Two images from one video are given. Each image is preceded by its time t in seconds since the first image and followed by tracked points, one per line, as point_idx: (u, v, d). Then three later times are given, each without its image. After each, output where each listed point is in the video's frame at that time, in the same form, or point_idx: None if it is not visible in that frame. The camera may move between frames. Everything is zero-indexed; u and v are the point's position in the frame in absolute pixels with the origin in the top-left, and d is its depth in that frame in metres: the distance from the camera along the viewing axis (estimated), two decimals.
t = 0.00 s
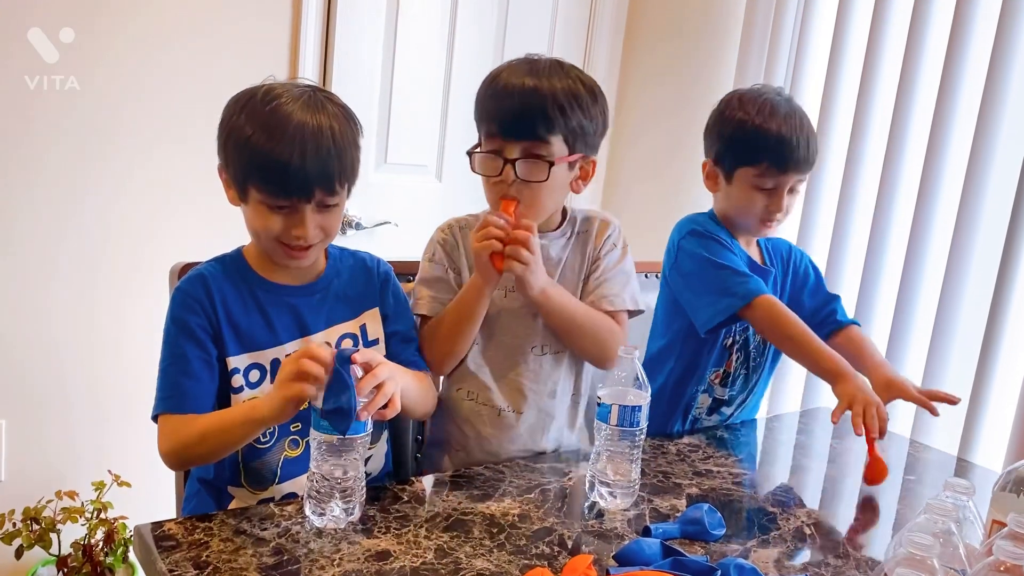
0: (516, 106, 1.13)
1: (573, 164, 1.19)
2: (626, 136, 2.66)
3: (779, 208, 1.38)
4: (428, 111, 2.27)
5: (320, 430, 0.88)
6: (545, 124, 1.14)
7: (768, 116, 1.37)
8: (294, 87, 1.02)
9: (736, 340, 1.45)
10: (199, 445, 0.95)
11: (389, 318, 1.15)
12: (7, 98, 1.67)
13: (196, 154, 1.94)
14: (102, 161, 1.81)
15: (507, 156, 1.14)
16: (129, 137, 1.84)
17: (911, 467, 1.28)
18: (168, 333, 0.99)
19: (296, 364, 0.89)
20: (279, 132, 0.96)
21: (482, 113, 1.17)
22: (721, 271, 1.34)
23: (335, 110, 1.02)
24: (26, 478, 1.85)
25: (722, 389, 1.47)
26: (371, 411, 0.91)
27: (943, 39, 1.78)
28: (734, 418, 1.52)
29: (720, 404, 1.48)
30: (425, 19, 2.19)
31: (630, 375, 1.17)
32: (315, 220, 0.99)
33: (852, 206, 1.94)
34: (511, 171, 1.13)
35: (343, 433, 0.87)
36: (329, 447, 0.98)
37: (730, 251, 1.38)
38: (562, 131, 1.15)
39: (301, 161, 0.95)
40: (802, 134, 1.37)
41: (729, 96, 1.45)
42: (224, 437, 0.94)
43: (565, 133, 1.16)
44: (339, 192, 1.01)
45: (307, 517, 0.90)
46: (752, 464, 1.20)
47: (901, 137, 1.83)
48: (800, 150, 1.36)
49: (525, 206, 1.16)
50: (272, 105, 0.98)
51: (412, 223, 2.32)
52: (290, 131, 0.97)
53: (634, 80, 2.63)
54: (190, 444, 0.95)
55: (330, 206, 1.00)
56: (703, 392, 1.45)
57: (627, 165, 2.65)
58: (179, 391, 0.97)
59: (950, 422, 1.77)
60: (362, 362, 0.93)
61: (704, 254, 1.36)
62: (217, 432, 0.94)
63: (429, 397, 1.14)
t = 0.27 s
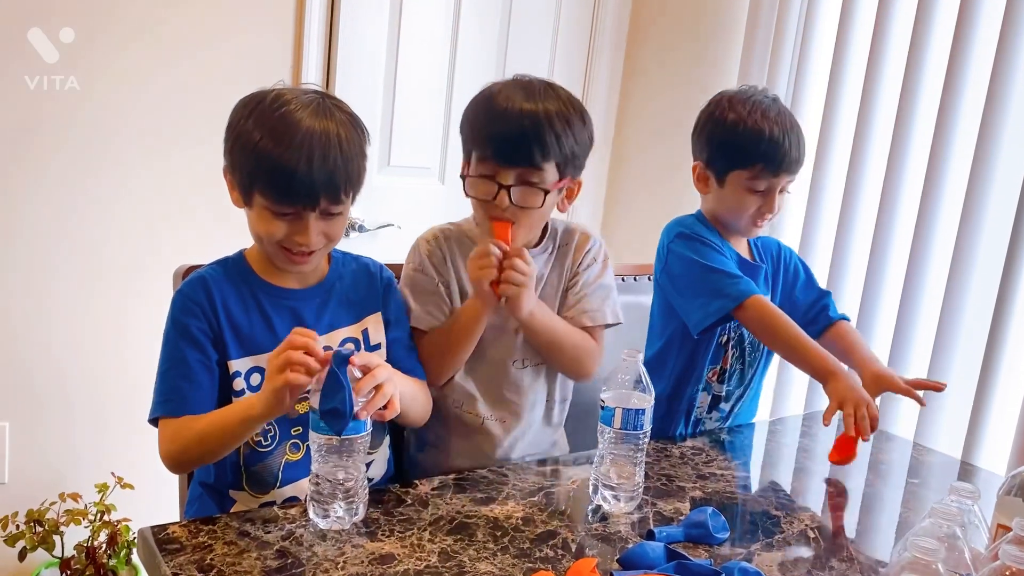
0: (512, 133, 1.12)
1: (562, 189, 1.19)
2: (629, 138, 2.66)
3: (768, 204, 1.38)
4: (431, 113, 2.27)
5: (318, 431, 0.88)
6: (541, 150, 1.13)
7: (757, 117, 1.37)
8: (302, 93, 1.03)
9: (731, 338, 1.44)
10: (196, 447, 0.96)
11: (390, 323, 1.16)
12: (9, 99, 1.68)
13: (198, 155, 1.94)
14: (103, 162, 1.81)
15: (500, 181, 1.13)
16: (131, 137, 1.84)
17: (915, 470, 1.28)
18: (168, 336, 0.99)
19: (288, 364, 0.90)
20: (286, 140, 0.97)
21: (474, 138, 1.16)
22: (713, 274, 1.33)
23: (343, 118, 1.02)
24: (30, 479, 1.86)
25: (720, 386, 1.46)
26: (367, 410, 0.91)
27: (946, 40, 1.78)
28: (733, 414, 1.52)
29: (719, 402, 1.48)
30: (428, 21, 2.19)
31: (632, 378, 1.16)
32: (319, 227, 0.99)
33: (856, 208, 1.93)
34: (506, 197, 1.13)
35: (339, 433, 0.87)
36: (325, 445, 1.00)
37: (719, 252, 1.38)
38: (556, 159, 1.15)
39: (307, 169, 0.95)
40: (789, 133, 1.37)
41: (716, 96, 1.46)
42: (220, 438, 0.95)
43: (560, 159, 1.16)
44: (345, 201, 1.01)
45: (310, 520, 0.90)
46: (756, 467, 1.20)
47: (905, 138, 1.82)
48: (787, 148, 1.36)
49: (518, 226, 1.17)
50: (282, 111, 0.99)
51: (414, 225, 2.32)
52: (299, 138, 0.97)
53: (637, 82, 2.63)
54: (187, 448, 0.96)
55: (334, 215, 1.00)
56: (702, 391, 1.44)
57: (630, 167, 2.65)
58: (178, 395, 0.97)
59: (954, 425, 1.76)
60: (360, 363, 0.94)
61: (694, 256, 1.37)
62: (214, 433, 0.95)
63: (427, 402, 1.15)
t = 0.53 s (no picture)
0: (496, 164, 1.09)
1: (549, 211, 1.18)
2: (632, 140, 2.66)
3: (751, 189, 1.40)
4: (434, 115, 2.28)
5: (313, 434, 0.88)
6: (531, 181, 1.11)
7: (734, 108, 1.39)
8: (313, 99, 1.03)
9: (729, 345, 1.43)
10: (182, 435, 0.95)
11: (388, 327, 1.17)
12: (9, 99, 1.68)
13: (201, 157, 1.94)
14: (105, 162, 1.82)
15: (495, 215, 1.12)
16: (133, 139, 1.84)
17: (918, 473, 1.28)
18: (164, 329, 1.00)
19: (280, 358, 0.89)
20: (295, 146, 0.97)
21: (459, 171, 1.12)
22: (711, 294, 1.33)
23: (351, 125, 1.03)
24: (33, 480, 1.86)
25: (716, 389, 1.45)
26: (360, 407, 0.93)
27: (950, 42, 1.78)
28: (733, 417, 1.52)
29: (718, 404, 1.47)
30: (431, 23, 2.20)
31: (632, 381, 1.17)
32: (321, 233, 1.00)
33: (859, 211, 1.93)
34: (502, 229, 1.13)
35: (335, 435, 0.88)
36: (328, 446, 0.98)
37: (717, 267, 1.38)
38: (546, 188, 1.13)
39: (315, 175, 0.95)
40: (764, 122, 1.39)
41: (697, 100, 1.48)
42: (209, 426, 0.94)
43: (548, 185, 1.13)
44: (349, 208, 1.01)
45: (314, 522, 0.90)
46: (758, 470, 1.20)
47: (908, 141, 1.82)
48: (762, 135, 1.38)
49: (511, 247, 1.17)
50: (292, 116, 0.99)
51: (417, 227, 2.33)
52: (308, 143, 0.97)
53: (640, 84, 2.63)
54: (172, 435, 0.95)
55: (338, 221, 1.01)
56: (697, 396, 1.42)
57: (633, 169, 2.65)
58: (169, 380, 0.97)
59: (957, 427, 1.76)
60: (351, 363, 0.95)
61: (693, 271, 1.36)
62: (202, 421, 0.94)
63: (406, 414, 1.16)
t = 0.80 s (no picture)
0: (505, 189, 1.17)
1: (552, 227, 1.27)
2: (634, 141, 2.66)
3: (751, 189, 1.42)
4: (436, 116, 2.28)
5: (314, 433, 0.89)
6: (540, 201, 1.19)
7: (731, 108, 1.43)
8: (310, 99, 1.03)
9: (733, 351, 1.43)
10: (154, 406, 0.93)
11: (388, 326, 1.17)
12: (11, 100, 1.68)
13: (203, 158, 1.95)
14: (106, 163, 1.82)
15: (507, 235, 1.20)
16: (135, 140, 1.85)
17: (922, 475, 1.27)
18: (159, 312, 1.00)
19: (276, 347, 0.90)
20: (292, 145, 0.97)
21: (469, 198, 1.20)
22: (700, 322, 1.32)
23: (348, 124, 1.03)
24: (36, 481, 1.86)
25: (719, 398, 1.45)
26: (369, 404, 0.93)
27: (953, 43, 1.78)
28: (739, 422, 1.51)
29: (724, 412, 1.46)
30: (433, 25, 2.21)
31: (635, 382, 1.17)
32: (317, 232, 1.00)
33: (862, 212, 1.93)
34: (514, 250, 1.21)
35: (335, 434, 0.88)
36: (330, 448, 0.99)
37: (711, 291, 1.35)
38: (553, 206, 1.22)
39: (312, 175, 0.96)
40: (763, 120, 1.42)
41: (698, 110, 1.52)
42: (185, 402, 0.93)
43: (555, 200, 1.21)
44: (346, 207, 1.02)
45: (317, 522, 0.90)
46: (761, 471, 1.20)
47: (912, 143, 1.82)
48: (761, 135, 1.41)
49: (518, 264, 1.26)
50: (290, 115, 0.99)
51: (420, 229, 2.33)
52: (305, 142, 0.98)
53: (643, 85, 2.63)
54: (141, 403, 0.92)
55: (334, 220, 1.01)
56: (695, 403, 1.43)
57: (636, 170, 2.65)
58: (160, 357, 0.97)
59: (961, 429, 1.76)
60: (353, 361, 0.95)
61: (688, 296, 1.34)
62: (177, 393, 0.92)
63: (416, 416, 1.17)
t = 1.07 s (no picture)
0: (498, 195, 1.20)
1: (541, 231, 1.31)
2: (635, 143, 2.67)
3: (744, 193, 1.41)
4: (438, 118, 2.29)
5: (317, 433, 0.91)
6: (533, 208, 1.22)
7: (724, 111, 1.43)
8: (312, 100, 1.04)
9: (725, 355, 1.43)
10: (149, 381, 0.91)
11: (391, 327, 1.18)
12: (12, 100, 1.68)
13: (205, 158, 1.95)
14: (107, 163, 1.82)
15: (501, 242, 1.23)
16: (137, 140, 1.85)
17: (922, 477, 1.27)
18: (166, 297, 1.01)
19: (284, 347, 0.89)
20: (294, 145, 0.98)
21: (464, 208, 1.23)
22: (665, 339, 1.34)
23: (351, 124, 1.04)
24: (37, 482, 1.86)
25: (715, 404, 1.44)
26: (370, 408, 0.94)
27: (955, 45, 1.78)
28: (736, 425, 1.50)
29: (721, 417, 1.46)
30: (435, 27, 2.21)
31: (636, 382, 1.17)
32: (322, 232, 1.00)
33: (863, 214, 1.93)
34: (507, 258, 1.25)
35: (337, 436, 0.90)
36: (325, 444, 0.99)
37: (684, 306, 1.35)
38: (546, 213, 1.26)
39: (314, 173, 0.96)
40: (754, 121, 1.42)
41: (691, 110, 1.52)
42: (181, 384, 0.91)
43: (547, 205, 1.25)
44: (350, 206, 1.02)
45: (319, 523, 0.90)
46: (762, 474, 1.20)
47: (913, 145, 1.82)
48: (753, 137, 1.41)
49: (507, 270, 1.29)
50: (292, 116, 1.00)
51: (422, 230, 2.33)
52: (308, 142, 0.98)
53: (644, 88, 2.64)
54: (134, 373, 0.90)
55: (338, 219, 1.01)
56: (687, 414, 1.43)
57: (637, 173, 2.65)
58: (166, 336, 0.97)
59: (962, 431, 1.76)
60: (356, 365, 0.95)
61: (660, 313, 1.35)
62: (176, 374, 0.91)
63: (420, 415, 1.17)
